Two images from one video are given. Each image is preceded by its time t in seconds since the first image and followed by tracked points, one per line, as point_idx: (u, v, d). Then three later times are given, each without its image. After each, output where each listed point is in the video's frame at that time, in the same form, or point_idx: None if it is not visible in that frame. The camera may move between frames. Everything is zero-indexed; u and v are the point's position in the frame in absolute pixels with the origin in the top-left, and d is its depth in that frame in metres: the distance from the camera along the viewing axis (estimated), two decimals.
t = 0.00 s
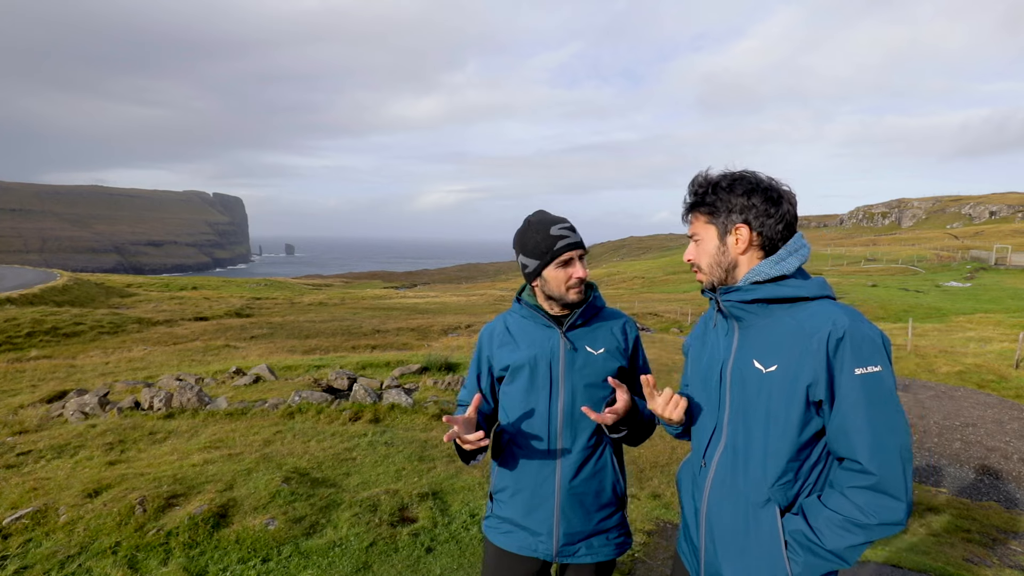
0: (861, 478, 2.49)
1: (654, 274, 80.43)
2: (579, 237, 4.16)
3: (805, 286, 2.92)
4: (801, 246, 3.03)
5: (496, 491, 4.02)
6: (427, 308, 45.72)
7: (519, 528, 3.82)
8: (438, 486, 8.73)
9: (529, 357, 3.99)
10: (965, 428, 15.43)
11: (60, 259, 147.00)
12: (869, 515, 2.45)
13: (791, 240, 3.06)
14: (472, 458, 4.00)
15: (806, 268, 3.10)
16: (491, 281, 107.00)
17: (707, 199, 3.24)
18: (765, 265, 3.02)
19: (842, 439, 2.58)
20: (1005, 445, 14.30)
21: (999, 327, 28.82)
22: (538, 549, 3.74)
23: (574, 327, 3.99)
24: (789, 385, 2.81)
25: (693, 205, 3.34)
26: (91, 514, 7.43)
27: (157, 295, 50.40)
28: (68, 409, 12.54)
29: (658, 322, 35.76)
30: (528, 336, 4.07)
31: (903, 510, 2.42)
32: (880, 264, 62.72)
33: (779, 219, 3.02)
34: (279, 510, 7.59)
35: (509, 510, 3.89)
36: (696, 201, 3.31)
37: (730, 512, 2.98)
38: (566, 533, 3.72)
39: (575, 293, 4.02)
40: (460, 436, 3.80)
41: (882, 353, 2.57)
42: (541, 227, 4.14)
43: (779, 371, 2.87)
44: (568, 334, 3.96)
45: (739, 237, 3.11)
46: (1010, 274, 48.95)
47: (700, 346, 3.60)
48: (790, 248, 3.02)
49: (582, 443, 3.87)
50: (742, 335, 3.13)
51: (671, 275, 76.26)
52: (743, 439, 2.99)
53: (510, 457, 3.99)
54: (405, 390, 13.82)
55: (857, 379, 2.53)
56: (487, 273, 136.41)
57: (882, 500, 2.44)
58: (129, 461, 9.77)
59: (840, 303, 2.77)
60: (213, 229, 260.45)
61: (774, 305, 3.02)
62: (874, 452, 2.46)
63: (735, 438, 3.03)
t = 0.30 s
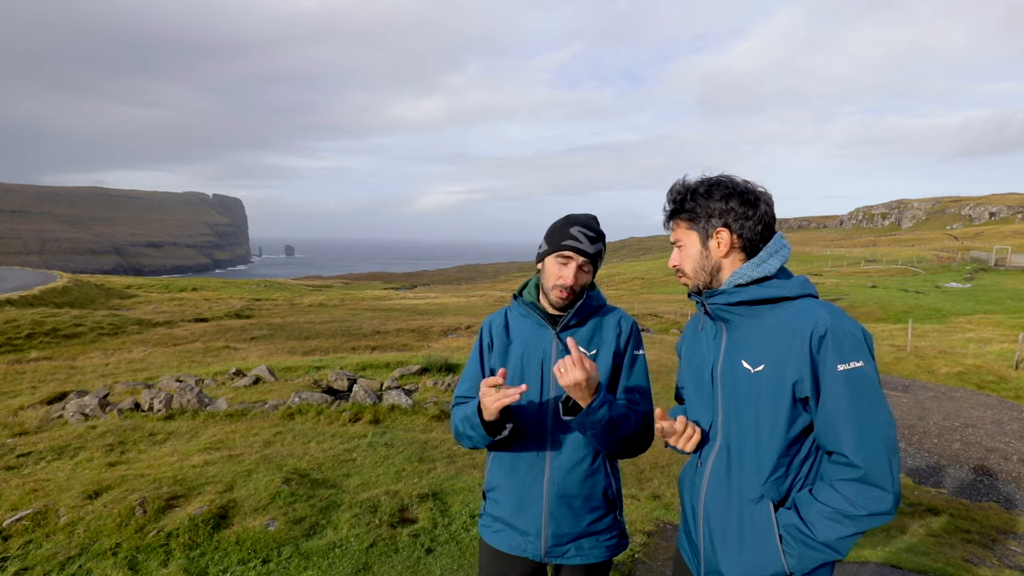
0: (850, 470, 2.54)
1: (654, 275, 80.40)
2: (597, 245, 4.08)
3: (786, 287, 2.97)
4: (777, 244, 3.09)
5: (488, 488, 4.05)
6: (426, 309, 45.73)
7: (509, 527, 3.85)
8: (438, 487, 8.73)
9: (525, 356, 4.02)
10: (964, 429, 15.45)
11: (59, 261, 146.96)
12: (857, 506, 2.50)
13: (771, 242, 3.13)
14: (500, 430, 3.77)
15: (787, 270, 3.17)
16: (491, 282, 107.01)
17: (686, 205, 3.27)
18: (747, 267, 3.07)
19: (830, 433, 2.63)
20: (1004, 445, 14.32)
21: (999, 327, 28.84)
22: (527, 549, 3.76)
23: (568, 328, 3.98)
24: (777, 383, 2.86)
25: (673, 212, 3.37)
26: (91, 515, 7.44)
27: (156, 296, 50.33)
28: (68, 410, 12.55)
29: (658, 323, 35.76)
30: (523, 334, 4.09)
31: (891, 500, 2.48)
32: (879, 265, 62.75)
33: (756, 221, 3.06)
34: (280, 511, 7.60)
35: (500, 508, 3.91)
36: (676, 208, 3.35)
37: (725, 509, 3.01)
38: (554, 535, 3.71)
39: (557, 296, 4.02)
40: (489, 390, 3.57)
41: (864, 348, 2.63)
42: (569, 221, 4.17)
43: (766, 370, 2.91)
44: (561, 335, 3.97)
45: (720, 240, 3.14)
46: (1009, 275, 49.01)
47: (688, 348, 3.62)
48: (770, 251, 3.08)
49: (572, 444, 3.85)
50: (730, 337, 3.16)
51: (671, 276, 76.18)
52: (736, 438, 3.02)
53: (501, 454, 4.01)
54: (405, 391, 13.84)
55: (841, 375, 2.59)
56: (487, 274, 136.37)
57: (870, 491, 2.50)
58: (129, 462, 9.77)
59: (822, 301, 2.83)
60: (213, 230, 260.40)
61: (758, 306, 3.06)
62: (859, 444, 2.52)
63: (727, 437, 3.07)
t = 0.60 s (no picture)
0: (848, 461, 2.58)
1: (653, 275, 80.34)
2: (601, 239, 3.90)
3: (782, 284, 3.02)
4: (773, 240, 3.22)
5: (487, 480, 4.09)
6: (426, 309, 45.70)
7: (504, 520, 3.86)
8: (438, 487, 8.72)
9: (533, 352, 4.03)
10: (964, 428, 15.45)
11: (58, 261, 146.73)
12: (856, 496, 2.53)
13: (766, 241, 3.19)
14: (497, 432, 3.78)
15: (782, 268, 3.23)
16: (490, 282, 107.00)
17: (701, 207, 3.14)
18: (745, 267, 3.11)
19: (828, 426, 2.67)
20: (1004, 445, 14.32)
21: (998, 327, 28.86)
22: (519, 544, 3.75)
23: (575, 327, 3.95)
24: (776, 379, 2.90)
25: (685, 213, 3.20)
26: (90, 516, 7.42)
27: (155, 296, 50.24)
28: (66, 411, 12.52)
29: (657, 323, 35.75)
30: (534, 330, 4.11)
31: (888, 490, 2.52)
32: (878, 265, 62.78)
33: (764, 221, 3.16)
34: (279, 512, 7.59)
35: (496, 501, 3.94)
36: (689, 209, 3.18)
37: (724, 506, 2.98)
38: (546, 531, 3.69)
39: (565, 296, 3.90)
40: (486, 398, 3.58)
41: (859, 342, 2.71)
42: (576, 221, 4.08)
43: (766, 366, 2.95)
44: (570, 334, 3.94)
45: (737, 242, 3.14)
46: (1008, 275, 49.07)
47: (683, 349, 3.63)
48: (766, 251, 3.14)
49: (572, 442, 3.83)
50: (728, 336, 3.19)
51: (670, 276, 76.12)
52: (736, 435, 3.03)
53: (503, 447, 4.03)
54: (405, 392, 13.81)
55: (838, 368, 2.65)
56: (487, 274, 136.20)
57: (868, 481, 2.54)
58: (128, 463, 9.75)
59: (817, 298, 2.91)
60: (212, 230, 260.08)
61: (755, 305, 3.09)
62: (856, 435, 2.57)
63: (726, 434, 3.07)
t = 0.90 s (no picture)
0: (867, 457, 2.66)
1: (653, 275, 80.31)
2: (606, 230, 3.96)
3: (788, 287, 3.08)
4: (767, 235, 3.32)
5: (491, 476, 4.15)
6: (425, 310, 45.69)
7: (503, 516, 3.90)
8: (438, 488, 8.71)
9: (541, 355, 4.04)
10: (964, 427, 15.45)
11: (58, 263, 146.70)
12: (877, 489, 2.62)
13: (766, 245, 3.21)
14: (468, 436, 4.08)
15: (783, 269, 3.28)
16: (489, 282, 106.99)
17: (712, 221, 3.13)
18: (754, 275, 3.11)
19: (846, 424, 2.74)
20: (1004, 444, 14.32)
21: (998, 326, 28.85)
22: (514, 542, 3.78)
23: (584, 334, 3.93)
24: (793, 381, 2.94)
25: (694, 228, 3.17)
26: (90, 518, 7.42)
27: (155, 298, 50.30)
28: (66, 412, 12.51)
29: (657, 323, 35.75)
30: (544, 332, 4.13)
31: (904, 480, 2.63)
32: (878, 265, 62.78)
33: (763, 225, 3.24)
34: (279, 513, 7.58)
35: (498, 496, 4.01)
36: (700, 224, 3.15)
37: (742, 511, 2.98)
38: (540, 534, 3.67)
39: (571, 286, 3.94)
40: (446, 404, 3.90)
41: (869, 341, 2.81)
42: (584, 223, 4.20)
43: (781, 369, 2.98)
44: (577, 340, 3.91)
45: (746, 252, 3.18)
46: (1007, 274, 49.05)
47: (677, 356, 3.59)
48: (769, 255, 3.16)
49: (572, 450, 3.75)
50: (737, 341, 3.19)
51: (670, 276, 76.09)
52: (752, 439, 3.03)
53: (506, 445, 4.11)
54: (404, 392, 13.80)
55: (855, 367, 2.73)
56: (487, 275, 136.15)
57: (888, 475, 2.63)
58: (127, 465, 9.75)
59: (824, 299, 2.99)
60: (211, 231, 260.07)
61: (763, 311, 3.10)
62: (877, 431, 2.65)
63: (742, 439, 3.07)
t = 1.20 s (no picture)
0: (874, 458, 2.69)
1: (653, 272, 80.34)
2: (616, 227, 3.97)
3: (799, 287, 3.09)
4: (779, 232, 3.35)
5: (497, 472, 4.15)
6: (425, 307, 45.74)
7: (510, 511, 3.92)
8: (437, 484, 8.73)
9: (546, 351, 4.05)
10: (963, 425, 15.51)
11: (57, 260, 146.57)
12: (881, 491, 2.65)
13: (780, 243, 3.22)
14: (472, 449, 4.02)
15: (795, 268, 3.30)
16: (489, 279, 106.98)
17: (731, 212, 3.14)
18: (767, 273, 3.11)
19: (853, 426, 2.76)
20: (1002, 441, 14.37)
21: (996, 324, 28.91)
22: (522, 537, 3.80)
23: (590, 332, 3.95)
24: (800, 382, 2.95)
25: (713, 222, 3.15)
26: (90, 514, 7.44)
27: (155, 295, 50.32)
28: (66, 409, 12.53)
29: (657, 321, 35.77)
30: (549, 328, 4.14)
31: (906, 481, 2.68)
32: (877, 262, 62.89)
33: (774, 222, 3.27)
34: (278, 509, 7.60)
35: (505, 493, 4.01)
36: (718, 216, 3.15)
37: (745, 509, 3.01)
38: (549, 528, 3.71)
39: (582, 284, 3.95)
40: (437, 432, 3.87)
41: (878, 345, 2.82)
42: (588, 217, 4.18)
43: (789, 370, 2.99)
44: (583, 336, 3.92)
45: (760, 249, 3.20)
46: (1007, 271, 49.15)
47: (682, 352, 3.58)
48: (783, 253, 3.17)
49: (580, 446, 3.77)
50: (745, 339, 3.19)
51: (669, 273, 76.13)
52: (756, 438, 3.05)
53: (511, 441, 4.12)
54: (404, 389, 13.83)
55: (865, 371, 2.74)
56: (486, 272, 136.15)
57: (892, 475, 2.67)
58: (127, 461, 9.77)
59: (834, 300, 2.99)
60: (211, 228, 259.76)
61: (774, 311, 3.11)
62: (884, 434, 2.68)
63: (747, 438, 3.09)
